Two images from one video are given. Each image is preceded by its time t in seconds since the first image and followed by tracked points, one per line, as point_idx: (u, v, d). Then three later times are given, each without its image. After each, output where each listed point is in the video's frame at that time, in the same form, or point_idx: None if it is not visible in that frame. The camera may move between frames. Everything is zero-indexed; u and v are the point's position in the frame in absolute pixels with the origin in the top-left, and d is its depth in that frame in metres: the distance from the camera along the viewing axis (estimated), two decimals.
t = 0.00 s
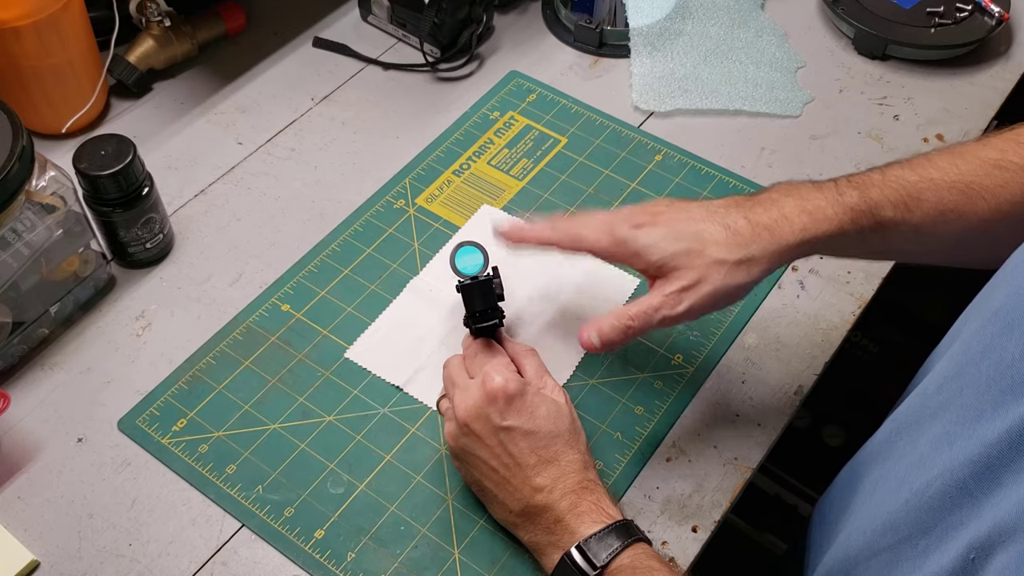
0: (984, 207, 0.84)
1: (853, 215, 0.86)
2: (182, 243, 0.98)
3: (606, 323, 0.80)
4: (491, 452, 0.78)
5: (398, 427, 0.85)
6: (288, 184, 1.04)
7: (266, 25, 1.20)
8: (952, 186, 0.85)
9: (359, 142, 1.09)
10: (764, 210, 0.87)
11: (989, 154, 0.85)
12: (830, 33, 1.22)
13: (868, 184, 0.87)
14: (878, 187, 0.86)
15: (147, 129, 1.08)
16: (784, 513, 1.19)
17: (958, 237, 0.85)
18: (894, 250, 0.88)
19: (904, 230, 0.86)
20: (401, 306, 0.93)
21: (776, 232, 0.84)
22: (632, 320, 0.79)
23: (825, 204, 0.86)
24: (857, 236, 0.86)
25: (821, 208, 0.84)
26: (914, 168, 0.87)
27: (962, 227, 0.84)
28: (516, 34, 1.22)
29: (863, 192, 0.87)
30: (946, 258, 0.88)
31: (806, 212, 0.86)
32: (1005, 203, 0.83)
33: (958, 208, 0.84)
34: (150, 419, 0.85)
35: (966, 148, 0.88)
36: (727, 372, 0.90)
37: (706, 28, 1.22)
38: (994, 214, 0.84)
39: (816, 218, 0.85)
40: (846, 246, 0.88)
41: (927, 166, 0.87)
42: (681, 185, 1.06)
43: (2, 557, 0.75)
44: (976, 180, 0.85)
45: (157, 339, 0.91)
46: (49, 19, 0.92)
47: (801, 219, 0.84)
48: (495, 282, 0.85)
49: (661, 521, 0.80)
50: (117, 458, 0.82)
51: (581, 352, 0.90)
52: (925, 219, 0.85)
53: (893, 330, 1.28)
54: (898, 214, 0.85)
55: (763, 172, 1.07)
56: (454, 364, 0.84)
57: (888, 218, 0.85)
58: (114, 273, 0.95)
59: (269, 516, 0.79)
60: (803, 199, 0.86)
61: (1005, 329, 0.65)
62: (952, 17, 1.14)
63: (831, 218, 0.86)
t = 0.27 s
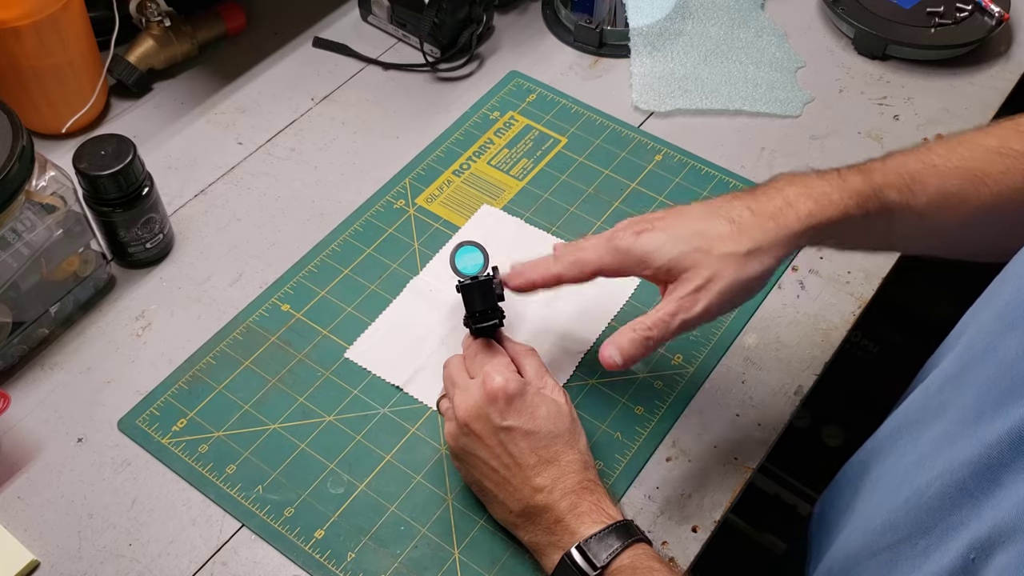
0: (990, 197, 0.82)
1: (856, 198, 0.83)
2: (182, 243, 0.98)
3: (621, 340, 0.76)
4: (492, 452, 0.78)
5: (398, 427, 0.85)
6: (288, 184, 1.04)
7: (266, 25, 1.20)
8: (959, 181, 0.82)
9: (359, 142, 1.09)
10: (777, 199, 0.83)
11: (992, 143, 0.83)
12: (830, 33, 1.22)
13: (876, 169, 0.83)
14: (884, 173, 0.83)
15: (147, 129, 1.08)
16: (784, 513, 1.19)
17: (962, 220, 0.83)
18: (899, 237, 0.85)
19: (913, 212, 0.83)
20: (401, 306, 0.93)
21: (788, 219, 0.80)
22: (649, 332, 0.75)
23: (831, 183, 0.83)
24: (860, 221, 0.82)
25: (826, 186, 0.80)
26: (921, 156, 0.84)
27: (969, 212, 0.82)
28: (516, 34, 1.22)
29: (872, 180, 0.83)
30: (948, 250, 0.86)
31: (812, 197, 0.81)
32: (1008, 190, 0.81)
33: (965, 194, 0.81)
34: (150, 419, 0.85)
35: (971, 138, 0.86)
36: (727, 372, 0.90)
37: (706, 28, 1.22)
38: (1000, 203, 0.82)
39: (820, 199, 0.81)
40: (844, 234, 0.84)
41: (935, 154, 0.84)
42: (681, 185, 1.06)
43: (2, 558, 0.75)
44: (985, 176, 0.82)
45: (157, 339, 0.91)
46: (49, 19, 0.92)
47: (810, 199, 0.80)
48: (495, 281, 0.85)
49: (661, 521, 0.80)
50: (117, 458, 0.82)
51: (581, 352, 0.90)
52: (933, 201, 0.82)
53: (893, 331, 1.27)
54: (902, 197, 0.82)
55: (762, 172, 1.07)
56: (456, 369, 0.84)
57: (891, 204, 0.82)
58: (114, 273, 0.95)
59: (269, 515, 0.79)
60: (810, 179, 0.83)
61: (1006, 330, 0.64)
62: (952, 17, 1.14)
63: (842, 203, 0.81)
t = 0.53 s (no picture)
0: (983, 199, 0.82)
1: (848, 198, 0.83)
2: (182, 243, 0.98)
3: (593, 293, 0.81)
4: (491, 452, 0.78)
5: (399, 427, 0.85)
6: (288, 184, 1.04)
7: (266, 25, 1.20)
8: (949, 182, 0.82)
9: (359, 142, 1.09)
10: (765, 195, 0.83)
11: (986, 142, 0.83)
12: (830, 33, 1.22)
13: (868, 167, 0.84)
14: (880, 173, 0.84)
15: (147, 129, 1.08)
16: (785, 513, 1.20)
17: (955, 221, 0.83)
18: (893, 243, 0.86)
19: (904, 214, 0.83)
20: (401, 306, 0.93)
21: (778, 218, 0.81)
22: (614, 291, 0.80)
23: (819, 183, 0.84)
24: (849, 219, 0.83)
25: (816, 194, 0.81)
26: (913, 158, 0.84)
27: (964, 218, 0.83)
28: (516, 34, 1.22)
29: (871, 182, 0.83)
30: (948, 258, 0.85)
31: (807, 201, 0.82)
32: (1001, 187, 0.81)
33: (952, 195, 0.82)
34: (150, 419, 0.85)
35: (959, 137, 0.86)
36: (727, 372, 0.90)
37: (706, 28, 1.22)
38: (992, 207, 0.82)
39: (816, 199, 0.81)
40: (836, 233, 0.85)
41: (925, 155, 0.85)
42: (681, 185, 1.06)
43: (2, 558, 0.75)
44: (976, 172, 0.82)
45: (157, 339, 0.91)
46: (49, 19, 0.92)
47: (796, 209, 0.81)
48: (495, 281, 0.85)
49: (661, 520, 0.80)
50: (117, 458, 0.82)
51: (581, 352, 0.90)
52: (923, 202, 0.82)
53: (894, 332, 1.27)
54: (889, 196, 0.82)
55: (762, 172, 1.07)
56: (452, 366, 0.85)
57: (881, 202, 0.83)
58: (114, 273, 0.95)
59: (269, 515, 0.79)
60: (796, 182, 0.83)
61: (1003, 331, 0.64)
62: (952, 17, 1.14)
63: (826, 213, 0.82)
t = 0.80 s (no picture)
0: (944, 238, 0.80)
1: (796, 258, 0.85)
2: (182, 243, 0.98)
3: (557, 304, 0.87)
4: (492, 453, 0.78)
5: (399, 427, 0.85)
6: (288, 184, 1.04)
7: (266, 25, 1.20)
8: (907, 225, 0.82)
9: (359, 142, 1.09)
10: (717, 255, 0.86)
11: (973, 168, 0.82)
12: (830, 33, 1.22)
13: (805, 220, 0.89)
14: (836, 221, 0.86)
15: (147, 129, 1.08)
16: (785, 512, 1.19)
17: (922, 264, 0.81)
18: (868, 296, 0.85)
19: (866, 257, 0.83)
20: (401, 306, 0.93)
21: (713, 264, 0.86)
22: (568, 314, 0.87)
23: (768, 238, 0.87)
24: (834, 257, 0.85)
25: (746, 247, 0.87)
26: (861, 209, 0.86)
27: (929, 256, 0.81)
28: (516, 34, 1.22)
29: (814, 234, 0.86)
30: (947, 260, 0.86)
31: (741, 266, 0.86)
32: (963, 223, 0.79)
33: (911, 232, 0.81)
34: (150, 419, 0.85)
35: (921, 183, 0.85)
36: (726, 371, 0.90)
37: (706, 28, 1.22)
38: (957, 243, 0.80)
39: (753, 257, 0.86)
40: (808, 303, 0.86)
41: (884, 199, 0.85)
42: (681, 185, 1.06)
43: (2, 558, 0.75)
44: (934, 206, 0.81)
45: (157, 339, 0.90)
46: (49, 19, 0.92)
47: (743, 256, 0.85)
48: (496, 279, 0.82)
49: (661, 520, 0.80)
50: (117, 458, 0.82)
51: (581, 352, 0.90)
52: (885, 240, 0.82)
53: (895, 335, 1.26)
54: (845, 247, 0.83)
55: (762, 172, 1.07)
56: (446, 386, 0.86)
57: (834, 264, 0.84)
58: (114, 273, 0.95)
59: (269, 515, 0.79)
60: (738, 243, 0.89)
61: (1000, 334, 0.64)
62: (952, 17, 1.14)
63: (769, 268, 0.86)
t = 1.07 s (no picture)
0: (898, 257, 0.88)
1: (758, 281, 0.90)
2: (182, 243, 0.98)
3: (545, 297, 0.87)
4: (491, 462, 0.77)
5: (399, 427, 0.85)
6: (288, 184, 1.04)
7: (266, 25, 1.20)
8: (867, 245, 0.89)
9: (359, 142, 1.09)
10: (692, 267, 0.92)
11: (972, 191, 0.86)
12: (830, 33, 1.22)
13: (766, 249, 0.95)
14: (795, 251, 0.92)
15: (147, 129, 1.08)
16: (785, 513, 1.21)
17: (876, 284, 0.88)
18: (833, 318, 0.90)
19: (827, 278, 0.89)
20: (401, 306, 0.93)
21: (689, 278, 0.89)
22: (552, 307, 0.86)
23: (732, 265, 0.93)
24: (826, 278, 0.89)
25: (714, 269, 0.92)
26: (817, 239, 0.93)
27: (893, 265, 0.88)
28: (516, 34, 1.22)
29: (770, 263, 0.92)
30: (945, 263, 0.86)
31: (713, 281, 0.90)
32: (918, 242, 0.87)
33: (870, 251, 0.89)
34: (150, 419, 0.85)
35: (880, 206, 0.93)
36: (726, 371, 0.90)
37: (706, 28, 1.22)
38: (912, 261, 0.87)
39: (720, 277, 0.91)
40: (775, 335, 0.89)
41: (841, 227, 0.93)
42: (681, 185, 1.06)
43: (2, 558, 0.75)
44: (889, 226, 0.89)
45: (157, 339, 0.91)
46: (49, 19, 0.92)
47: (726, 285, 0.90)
48: (485, 284, 0.80)
49: (661, 521, 0.80)
50: (117, 458, 0.82)
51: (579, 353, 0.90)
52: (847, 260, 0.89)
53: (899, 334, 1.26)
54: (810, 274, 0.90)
55: (762, 172, 1.07)
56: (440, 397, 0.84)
57: (795, 285, 0.89)
58: (114, 273, 0.95)
59: (269, 515, 0.79)
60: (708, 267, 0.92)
61: (1002, 344, 0.64)
62: (952, 17, 1.14)
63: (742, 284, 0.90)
